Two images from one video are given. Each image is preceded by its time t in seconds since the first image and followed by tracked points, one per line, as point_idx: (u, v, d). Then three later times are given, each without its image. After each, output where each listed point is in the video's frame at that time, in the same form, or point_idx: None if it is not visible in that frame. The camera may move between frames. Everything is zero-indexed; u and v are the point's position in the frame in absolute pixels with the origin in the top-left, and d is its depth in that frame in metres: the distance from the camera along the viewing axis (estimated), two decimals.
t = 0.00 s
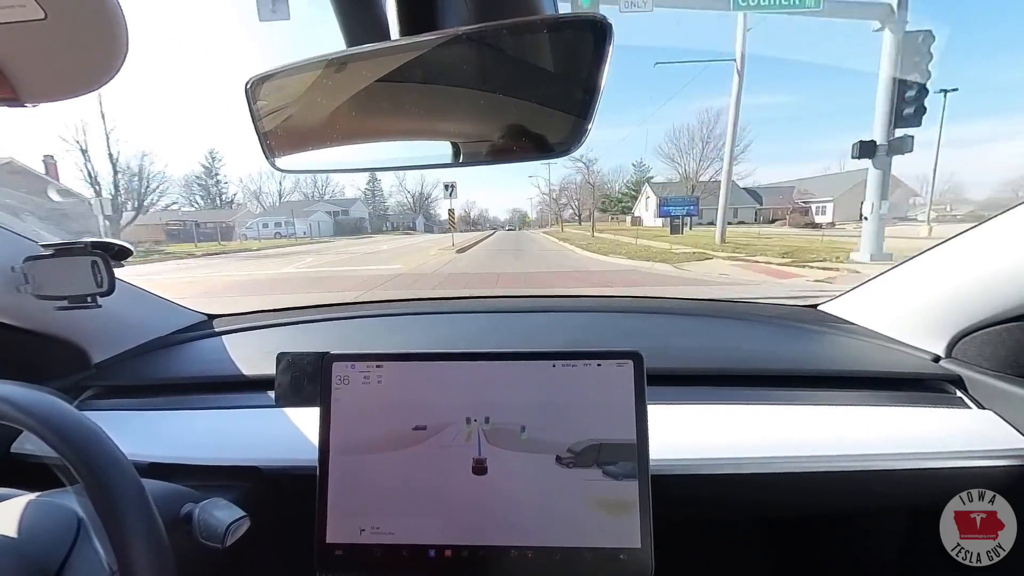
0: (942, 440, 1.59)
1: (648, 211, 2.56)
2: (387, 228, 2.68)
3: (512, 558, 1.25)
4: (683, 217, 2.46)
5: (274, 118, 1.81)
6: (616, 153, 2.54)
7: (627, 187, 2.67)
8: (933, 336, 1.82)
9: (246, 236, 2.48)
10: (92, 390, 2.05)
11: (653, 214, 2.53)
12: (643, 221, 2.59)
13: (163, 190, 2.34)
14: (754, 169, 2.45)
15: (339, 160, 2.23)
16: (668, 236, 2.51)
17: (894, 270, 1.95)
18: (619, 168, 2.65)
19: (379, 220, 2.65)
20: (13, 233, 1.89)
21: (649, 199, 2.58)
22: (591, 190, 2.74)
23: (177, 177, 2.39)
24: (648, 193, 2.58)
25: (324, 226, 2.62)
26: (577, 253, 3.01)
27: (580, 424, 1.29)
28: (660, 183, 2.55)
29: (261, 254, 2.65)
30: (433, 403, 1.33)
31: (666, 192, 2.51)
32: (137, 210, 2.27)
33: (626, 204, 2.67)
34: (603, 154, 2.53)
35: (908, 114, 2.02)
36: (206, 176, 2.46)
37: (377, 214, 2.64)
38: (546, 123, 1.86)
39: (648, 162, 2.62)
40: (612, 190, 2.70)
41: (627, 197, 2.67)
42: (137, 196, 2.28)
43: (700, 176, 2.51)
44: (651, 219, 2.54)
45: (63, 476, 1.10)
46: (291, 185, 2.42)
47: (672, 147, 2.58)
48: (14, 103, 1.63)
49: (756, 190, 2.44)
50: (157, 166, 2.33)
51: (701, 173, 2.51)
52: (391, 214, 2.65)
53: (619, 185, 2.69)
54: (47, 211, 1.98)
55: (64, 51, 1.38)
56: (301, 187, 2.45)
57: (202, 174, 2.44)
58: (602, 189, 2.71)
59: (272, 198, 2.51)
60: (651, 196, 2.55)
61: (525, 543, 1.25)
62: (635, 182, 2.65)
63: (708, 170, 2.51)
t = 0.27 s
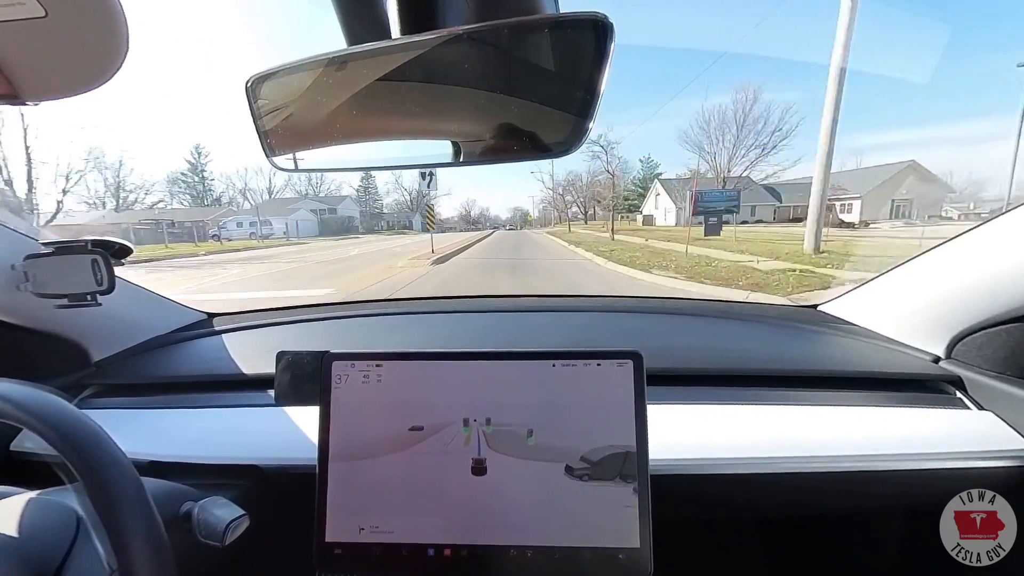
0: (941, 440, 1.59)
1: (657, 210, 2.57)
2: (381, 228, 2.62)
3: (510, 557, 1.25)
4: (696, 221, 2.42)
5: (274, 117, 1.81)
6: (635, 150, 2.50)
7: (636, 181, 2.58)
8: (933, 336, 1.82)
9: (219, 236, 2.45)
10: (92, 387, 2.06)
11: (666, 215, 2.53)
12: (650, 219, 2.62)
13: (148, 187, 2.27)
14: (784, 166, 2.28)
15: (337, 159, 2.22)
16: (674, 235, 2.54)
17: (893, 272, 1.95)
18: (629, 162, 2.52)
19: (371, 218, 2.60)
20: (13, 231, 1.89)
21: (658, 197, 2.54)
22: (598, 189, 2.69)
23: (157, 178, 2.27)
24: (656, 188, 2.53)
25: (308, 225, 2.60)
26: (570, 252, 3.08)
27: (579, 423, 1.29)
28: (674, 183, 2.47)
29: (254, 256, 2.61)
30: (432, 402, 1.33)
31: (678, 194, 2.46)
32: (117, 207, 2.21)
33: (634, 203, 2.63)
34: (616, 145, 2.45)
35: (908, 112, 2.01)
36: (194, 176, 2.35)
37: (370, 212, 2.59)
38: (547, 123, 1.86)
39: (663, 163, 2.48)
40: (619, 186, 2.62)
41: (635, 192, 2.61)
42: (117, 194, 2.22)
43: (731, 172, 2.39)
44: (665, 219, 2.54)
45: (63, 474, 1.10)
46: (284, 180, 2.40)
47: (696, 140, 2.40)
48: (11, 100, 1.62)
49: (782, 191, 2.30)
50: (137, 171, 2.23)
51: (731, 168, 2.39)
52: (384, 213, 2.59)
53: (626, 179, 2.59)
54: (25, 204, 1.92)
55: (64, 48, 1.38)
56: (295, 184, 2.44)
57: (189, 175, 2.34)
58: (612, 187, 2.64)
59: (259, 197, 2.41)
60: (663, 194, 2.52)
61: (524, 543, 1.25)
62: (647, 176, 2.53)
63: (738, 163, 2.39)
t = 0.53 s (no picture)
0: (939, 438, 1.60)
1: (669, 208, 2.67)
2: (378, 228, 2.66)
3: (509, 552, 1.26)
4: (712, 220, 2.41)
5: (274, 111, 1.80)
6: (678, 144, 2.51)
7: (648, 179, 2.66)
8: (931, 335, 1.83)
9: (183, 237, 2.41)
10: (92, 380, 2.06)
11: (679, 213, 2.60)
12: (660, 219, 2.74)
13: (131, 184, 2.25)
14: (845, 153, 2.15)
15: (337, 154, 2.21)
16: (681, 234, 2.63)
17: (891, 270, 1.96)
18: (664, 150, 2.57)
19: (364, 217, 2.62)
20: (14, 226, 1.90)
21: (669, 194, 2.65)
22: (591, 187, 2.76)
23: (138, 175, 2.25)
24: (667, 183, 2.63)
25: (288, 224, 2.66)
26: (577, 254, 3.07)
27: (578, 419, 1.29)
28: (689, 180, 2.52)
29: (252, 252, 2.65)
30: (432, 397, 1.33)
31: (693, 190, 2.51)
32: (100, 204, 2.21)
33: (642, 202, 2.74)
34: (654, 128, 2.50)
35: (909, 112, 1.98)
36: (178, 173, 2.34)
37: (360, 214, 2.61)
38: (548, 118, 1.85)
39: (699, 152, 2.47)
40: (620, 185, 2.73)
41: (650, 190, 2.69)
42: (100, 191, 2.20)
43: (777, 162, 2.34)
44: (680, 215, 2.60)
45: (63, 468, 1.11)
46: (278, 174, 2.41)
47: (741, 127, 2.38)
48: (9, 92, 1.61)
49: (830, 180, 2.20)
50: (118, 168, 2.20)
51: (778, 157, 2.34)
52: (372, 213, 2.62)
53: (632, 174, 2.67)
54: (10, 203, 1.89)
55: (62, 41, 1.37)
56: (287, 181, 2.48)
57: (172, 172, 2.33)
58: (606, 184, 2.74)
59: (246, 193, 2.48)
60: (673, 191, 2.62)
61: (523, 538, 1.26)
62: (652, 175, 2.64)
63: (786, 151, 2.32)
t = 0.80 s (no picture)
0: (939, 440, 1.59)
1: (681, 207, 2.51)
2: (368, 227, 2.64)
3: (509, 555, 1.26)
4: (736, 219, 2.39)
5: (274, 114, 1.81)
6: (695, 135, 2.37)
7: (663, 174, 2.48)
8: (930, 336, 1.82)
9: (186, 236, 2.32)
10: (92, 383, 2.07)
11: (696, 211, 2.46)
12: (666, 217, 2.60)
13: (112, 182, 2.15)
14: (942, 136, 1.90)
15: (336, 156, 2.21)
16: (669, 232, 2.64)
17: (891, 272, 1.95)
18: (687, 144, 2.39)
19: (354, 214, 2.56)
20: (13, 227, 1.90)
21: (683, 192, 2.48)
22: (595, 183, 2.64)
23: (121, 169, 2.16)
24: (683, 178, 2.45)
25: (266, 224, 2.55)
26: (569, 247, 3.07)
27: (577, 421, 1.29)
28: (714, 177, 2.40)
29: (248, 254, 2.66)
30: (431, 399, 1.33)
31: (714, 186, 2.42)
32: (79, 200, 2.08)
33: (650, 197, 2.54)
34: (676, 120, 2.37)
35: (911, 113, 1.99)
36: (160, 169, 2.25)
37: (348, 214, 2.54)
38: (547, 120, 1.85)
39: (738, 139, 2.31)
40: (628, 182, 2.57)
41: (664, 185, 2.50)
42: (79, 185, 2.09)
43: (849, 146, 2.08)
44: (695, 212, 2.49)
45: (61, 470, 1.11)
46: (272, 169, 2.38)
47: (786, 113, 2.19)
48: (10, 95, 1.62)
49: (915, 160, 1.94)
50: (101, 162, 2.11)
51: (849, 140, 2.08)
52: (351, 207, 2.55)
53: (641, 173, 2.52)
54: None
55: (62, 44, 1.38)
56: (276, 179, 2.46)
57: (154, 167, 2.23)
58: (611, 180, 2.60)
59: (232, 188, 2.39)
60: (688, 188, 2.45)
61: (523, 540, 1.26)
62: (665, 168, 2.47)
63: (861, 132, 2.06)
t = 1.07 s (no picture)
0: (939, 441, 1.59)
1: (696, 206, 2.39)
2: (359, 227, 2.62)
3: (509, 556, 1.25)
4: (756, 218, 2.25)
5: (274, 114, 1.81)
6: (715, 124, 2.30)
7: (674, 169, 2.41)
8: (929, 338, 1.83)
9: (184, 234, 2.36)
10: (91, 383, 2.07)
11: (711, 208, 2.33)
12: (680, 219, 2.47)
13: (94, 179, 2.14)
14: None
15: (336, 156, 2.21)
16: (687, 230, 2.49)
17: (892, 274, 1.95)
18: (700, 140, 2.33)
19: (343, 211, 2.58)
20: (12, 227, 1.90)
21: (697, 188, 2.37)
22: (601, 181, 2.55)
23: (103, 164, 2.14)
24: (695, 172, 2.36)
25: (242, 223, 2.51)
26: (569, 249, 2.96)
27: (578, 423, 1.29)
28: (733, 171, 2.29)
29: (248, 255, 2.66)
30: (432, 401, 1.33)
31: (732, 182, 2.29)
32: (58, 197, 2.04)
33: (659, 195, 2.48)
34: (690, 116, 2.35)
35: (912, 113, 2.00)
36: (136, 165, 2.23)
37: (336, 210, 2.57)
38: (548, 122, 1.85)
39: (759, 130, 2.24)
40: (637, 178, 2.50)
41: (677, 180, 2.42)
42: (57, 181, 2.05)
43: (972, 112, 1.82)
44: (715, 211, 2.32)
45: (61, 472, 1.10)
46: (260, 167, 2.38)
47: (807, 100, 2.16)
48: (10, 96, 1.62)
49: None
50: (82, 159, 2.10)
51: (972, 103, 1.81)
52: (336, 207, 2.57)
53: (649, 169, 2.47)
54: None
55: (63, 45, 1.38)
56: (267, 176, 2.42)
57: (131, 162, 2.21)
58: (617, 178, 2.52)
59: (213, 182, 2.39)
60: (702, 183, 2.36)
61: (523, 542, 1.26)
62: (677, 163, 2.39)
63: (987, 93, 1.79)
